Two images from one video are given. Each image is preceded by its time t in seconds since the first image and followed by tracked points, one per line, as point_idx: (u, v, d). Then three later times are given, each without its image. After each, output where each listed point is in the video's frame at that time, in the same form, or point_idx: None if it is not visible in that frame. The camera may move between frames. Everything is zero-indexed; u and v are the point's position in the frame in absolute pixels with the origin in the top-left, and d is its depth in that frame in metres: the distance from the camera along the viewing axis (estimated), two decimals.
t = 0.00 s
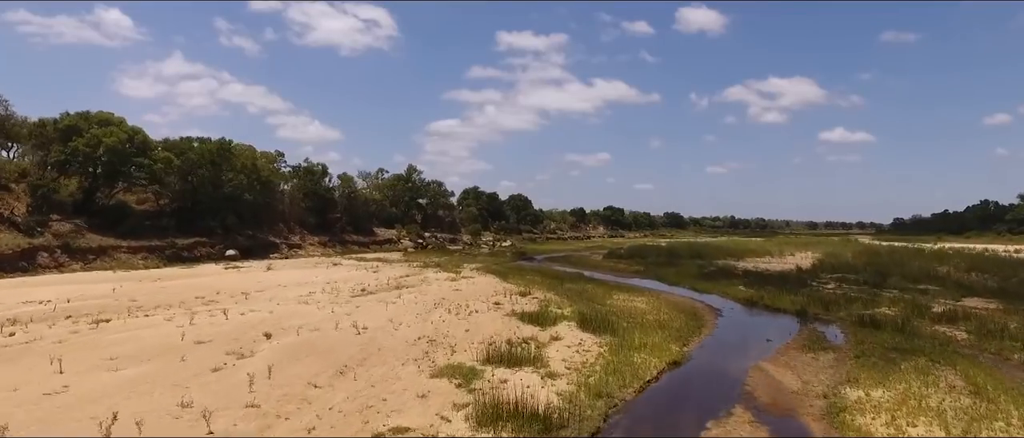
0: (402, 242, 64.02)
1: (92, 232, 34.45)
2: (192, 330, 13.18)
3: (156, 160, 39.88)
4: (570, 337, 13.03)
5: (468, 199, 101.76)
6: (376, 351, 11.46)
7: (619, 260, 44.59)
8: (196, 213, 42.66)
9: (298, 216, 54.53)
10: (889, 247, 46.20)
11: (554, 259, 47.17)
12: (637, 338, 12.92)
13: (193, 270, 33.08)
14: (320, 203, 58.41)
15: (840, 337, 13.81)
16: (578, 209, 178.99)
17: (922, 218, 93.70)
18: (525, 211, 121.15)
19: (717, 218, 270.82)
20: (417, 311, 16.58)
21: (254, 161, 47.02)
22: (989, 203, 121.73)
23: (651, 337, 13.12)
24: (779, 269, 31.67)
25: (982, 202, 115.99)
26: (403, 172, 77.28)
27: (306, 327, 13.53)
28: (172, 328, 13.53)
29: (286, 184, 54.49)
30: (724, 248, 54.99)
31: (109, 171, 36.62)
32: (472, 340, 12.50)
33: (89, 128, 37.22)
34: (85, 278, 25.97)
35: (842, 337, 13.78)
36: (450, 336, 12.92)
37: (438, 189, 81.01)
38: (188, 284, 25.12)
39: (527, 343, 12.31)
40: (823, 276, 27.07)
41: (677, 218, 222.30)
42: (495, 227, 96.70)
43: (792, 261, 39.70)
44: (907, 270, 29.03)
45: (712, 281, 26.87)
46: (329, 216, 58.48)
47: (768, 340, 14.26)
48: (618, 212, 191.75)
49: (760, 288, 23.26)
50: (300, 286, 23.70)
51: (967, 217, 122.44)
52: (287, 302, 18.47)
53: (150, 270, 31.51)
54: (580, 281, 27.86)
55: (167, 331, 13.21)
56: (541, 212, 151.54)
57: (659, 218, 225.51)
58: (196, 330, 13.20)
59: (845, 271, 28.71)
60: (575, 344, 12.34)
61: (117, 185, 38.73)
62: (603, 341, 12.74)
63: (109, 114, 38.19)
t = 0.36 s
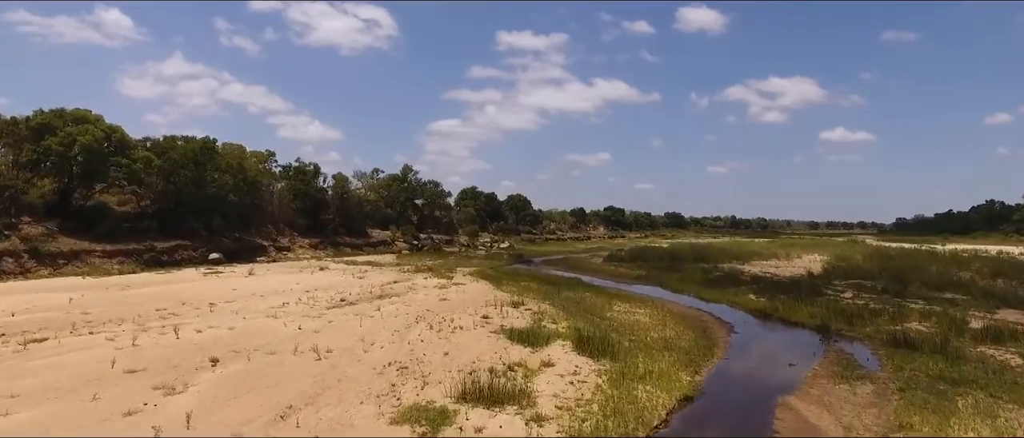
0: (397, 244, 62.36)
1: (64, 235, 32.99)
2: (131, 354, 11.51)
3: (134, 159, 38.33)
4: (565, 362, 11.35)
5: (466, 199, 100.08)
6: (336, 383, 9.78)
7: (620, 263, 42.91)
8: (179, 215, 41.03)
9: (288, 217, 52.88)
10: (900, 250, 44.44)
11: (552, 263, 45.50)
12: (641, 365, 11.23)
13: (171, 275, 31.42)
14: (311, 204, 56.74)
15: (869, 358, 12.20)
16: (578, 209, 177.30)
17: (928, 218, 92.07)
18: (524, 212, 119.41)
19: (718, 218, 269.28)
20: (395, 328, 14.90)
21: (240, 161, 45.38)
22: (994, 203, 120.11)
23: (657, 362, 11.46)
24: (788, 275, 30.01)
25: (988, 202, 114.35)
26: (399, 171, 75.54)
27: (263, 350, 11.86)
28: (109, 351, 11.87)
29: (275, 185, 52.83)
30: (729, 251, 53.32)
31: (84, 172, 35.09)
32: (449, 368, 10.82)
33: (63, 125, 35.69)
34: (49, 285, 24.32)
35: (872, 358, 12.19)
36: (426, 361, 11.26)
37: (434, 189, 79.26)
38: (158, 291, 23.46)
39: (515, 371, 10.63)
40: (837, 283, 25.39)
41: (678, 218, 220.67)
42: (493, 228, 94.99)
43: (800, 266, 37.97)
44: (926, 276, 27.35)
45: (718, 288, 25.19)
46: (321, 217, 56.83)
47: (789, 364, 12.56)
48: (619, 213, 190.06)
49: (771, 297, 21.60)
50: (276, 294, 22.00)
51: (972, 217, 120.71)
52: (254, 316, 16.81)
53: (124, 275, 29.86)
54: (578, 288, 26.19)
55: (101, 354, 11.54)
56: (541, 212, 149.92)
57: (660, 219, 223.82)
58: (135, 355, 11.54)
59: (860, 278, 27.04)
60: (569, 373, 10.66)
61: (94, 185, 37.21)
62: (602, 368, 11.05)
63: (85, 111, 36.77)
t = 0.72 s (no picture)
0: (390, 247, 60.47)
1: (30, 240, 31.40)
2: (38, 393, 9.68)
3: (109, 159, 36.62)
4: (555, 401, 9.52)
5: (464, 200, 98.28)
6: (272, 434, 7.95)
7: (620, 268, 41.01)
8: (158, 218, 39.29)
9: (276, 219, 51.08)
10: (913, 254, 42.50)
11: (550, 267, 43.58)
12: (646, 406, 9.41)
13: (144, 282, 29.57)
14: (301, 205, 54.89)
15: (918, 398, 10.39)
16: (578, 209, 175.42)
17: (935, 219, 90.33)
18: (523, 212, 117.45)
19: (719, 219, 267.55)
20: (364, 352, 13.07)
21: (223, 161, 43.55)
22: (1000, 203, 118.38)
23: (664, 403, 9.65)
24: (800, 283, 28.15)
25: (995, 202, 112.57)
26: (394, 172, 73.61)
27: (198, 386, 10.02)
28: (15, 387, 10.03)
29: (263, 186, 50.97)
30: (734, 254, 51.49)
31: (55, 173, 33.44)
32: (414, 412, 9.01)
33: (32, 123, 34.00)
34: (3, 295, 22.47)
35: (922, 398, 10.37)
36: (388, 401, 9.47)
37: (430, 190, 77.34)
38: (119, 303, 21.62)
39: (493, 416, 8.82)
40: (855, 293, 23.58)
41: (679, 219, 218.89)
42: (491, 229, 93.20)
43: (810, 272, 36.07)
44: (950, 284, 25.51)
45: (727, 298, 23.37)
46: (311, 219, 55.07)
47: (817, 400, 10.75)
48: (619, 213, 188.38)
49: (786, 310, 19.74)
50: (245, 307, 20.15)
51: (979, 217, 118.73)
52: (209, 336, 14.97)
53: (92, 283, 28.01)
54: (575, 297, 24.34)
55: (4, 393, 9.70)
56: (540, 213, 148.22)
57: (661, 219, 222.20)
58: (43, 394, 9.70)
59: (879, 287, 25.19)
60: (559, 417, 8.84)
61: (66, 187, 35.56)
62: (600, 409, 9.24)
63: (57, 108, 35.09)
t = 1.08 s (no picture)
0: (383, 250, 58.58)
1: None
2: None
3: (81, 160, 34.93)
4: None
5: (461, 200, 96.48)
6: None
7: (620, 274, 39.09)
8: (135, 221, 37.50)
9: (263, 222, 49.26)
10: (926, 259, 40.53)
11: (547, 272, 41.71)
12: None
13: (111, 290, 27.74)
14: (290, 207, 53.08)
15: None
16: (577, 210, 173.52)
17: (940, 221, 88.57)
18: (521, 213, 115.51)
19: (720, 219, 265.82)
20: (321, 385, 11.26)
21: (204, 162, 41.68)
22: (1005, 204, 116.70)
23: None
24: (812, 293, 26.27)
25: (1000, 203, 110.90)
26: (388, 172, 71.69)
27: None
28: None
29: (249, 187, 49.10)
30: (738, 258, 49.69)
31: (23, 174, 31.71)
32: None
33: None
34: None
35: None
36: None
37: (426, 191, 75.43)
38: (72, 316, 19.81)
39: None
40: (874, 306, 21.81)
41: (679, 219, 217.14)
42: (488, 231, 91.46)
43: (820, 278, 34.19)
44: (975, 294, 23.74)
45: (735, 311, 21.57)
46: (300, 222, 53.27)
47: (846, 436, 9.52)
48: (619, 213, 186.61)
49: (803, 327, 17.84)
50: (206, 323, 18.28)
51: (985, 218, 116.85)
52: (151, 362, 13.17)
53: (54, 292, 26.18)
54: (570, 309, 22.53)
55: None
56: (539, 214, 146.44)
57: (661, 219, 220.44)
58: None
59: (898, 298, 23.40)
60: None
61: (35, 190, 33.82)
62: None
63: (24, 106, 33.34)
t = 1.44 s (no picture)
0: (375, 254, 56.79)
1: None
2: None
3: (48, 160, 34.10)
4: None
5: (458, 202, 94.63)
6: None
7: (620, 281, 37.33)
8: (109, 226, 35.68)
9: (249, 225, 47.34)
10: (940, 265, 38.77)
11: (543, 278, 39.95)
12: None
13: (75, 301, 25.94)
14: (278, 209, 50.87)
15: None
16: (577, 210, 171.70)
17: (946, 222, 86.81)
18: (519, 215, 113.71)
19: (720, 220, 264.02)
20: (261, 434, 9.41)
21: (184, 164, 39.79)
22: (1010, 205, 115.00)
23: None
24: (825, 304, 24.48)
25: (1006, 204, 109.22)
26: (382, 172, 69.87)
27: None
28: None
29: (235, 189, 47.32)
30: (743, 262, 47.87)
31: None
32: None
33: None
34: None
35: None
36: None
37: (421, 192, 73.63)
38: (15, 334, 18.00)
39: None
40: (897, 321, 20.01)
41: (679, 220, 215.35)
42: (486, 233, 89.65)
43: (830, 286, 32.43)
44: (1005, 307, 21.92)
45: (746, 327, 19.77)
46: (288, 225, 51.24)
47: None
48: (619, 214, 184.82)
49: (823, 349, 16.04)
50: (159, 343, 16.45)
51: (990, 219, 115.11)
52: (73, 398, 11.32)
53: (11, 303, 24.39)
54: (565, 324, 20.70)
55: None
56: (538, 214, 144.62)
57: (661, 219, 218.61)
58: None
59: (923, 312, 21.61)
60: None
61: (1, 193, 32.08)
62: None
63: None
